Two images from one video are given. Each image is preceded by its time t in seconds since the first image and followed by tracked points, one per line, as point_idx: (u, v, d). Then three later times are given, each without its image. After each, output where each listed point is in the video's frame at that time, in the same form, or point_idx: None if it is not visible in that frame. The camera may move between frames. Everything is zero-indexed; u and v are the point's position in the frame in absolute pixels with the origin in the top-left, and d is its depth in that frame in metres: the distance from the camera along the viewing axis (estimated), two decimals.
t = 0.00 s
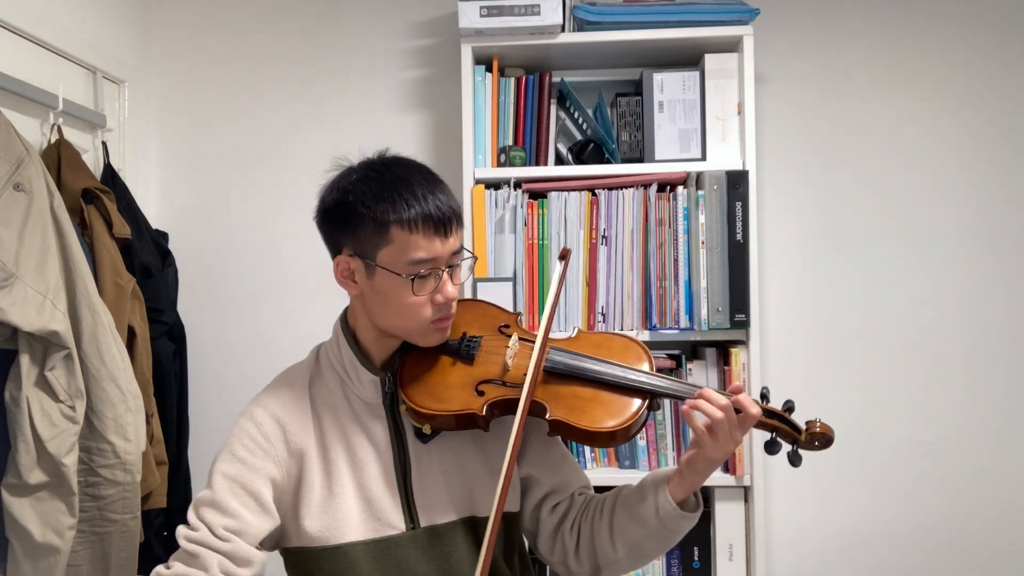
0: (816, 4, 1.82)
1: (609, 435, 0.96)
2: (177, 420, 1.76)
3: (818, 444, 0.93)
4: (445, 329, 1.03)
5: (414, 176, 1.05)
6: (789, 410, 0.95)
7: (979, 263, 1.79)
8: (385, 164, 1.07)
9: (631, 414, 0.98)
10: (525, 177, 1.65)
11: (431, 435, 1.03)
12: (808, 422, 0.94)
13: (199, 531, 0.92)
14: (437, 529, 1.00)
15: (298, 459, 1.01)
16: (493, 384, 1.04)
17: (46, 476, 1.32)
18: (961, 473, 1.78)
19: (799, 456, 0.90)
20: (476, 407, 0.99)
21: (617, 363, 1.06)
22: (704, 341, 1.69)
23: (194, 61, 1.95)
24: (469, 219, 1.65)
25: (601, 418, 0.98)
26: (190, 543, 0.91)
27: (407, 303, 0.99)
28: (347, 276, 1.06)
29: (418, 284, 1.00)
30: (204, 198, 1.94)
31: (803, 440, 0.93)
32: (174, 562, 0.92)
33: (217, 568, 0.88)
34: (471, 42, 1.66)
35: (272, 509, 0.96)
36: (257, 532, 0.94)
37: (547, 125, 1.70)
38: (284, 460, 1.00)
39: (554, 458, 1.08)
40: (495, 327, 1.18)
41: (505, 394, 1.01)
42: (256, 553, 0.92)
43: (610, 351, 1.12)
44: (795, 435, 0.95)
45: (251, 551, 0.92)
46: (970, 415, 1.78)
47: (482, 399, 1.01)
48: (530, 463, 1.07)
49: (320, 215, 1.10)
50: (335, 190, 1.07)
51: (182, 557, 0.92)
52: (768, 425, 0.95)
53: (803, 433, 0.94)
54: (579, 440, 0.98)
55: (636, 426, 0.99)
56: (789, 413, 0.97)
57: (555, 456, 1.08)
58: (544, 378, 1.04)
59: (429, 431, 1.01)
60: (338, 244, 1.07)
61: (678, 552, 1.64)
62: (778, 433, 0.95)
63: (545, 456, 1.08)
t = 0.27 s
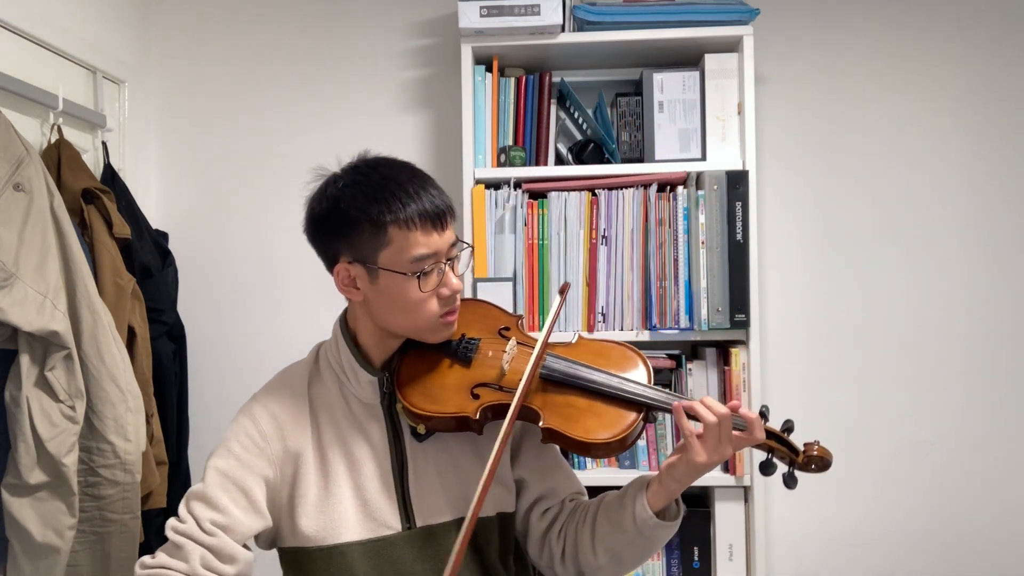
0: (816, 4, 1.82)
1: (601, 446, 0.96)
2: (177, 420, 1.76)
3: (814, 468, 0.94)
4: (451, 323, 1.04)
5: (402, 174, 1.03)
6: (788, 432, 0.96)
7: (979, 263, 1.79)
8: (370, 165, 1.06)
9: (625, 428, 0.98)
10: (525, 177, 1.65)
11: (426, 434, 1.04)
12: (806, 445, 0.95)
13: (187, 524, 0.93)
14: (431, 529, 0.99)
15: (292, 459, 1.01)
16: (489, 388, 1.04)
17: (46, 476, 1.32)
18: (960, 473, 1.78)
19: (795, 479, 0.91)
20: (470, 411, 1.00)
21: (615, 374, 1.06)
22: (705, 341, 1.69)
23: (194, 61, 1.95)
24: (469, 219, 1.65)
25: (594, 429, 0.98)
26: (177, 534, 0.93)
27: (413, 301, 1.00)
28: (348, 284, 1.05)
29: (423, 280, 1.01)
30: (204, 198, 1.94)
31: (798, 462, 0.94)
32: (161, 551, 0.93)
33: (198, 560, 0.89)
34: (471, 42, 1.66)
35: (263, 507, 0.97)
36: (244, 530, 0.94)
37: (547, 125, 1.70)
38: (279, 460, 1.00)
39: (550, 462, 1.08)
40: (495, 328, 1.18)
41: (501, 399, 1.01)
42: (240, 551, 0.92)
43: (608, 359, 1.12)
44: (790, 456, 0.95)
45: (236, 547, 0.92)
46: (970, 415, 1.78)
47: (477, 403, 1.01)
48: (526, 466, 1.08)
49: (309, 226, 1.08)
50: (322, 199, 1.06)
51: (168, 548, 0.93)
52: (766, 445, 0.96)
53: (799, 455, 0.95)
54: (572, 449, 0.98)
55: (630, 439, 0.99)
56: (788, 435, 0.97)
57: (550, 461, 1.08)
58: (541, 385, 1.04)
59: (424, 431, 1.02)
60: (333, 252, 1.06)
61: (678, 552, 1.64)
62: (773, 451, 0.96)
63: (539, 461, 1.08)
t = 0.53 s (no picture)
0: (816, 4, 1.82)
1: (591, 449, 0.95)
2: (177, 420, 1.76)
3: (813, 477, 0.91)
4: (447, 319, 1.04)
5: (388, 173, 1.04)
6: (787, 440, 0.93)
7: (979, 263, 1.79)
8: (355, 166, 1.06)
9: (616, 432, 0.96)
10: (525, 177, 1.65)
11: (420, 434, 1.03)
12: (804, 453, 0.92)
13: (171, 508, 0.94)
14: (424, 530, 1.00)
15: (284, 457, 1.00)
16: (481, 387, 1.03)
17: (46, 476, 1.32)
18: (961, 473, 1.78)
19: (792, 489, 0.88)
20: (461, 410, 0.99)
21: (608, 376, 1.04)
22: (705, 341, 1.69)
23: (194, 61, 1.95)
24: (469, 218, 1.65)
25: (585, 431, 0.97)
26: (158, 518, 0.93)
27: (405, 299, 0.99)
28: (342, 286, 1.05)
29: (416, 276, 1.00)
30: (204, 198, 1.94)
31: (796, 470, 0.92)
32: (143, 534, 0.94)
33: (174, 546, 0.90)
34: (471, 41, 1.66)
35: (248, 502, 0.97)
36: (227, 524, 0.94)
37: (547, 125, 1.70)
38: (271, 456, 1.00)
39: (545, 465, 1.08)
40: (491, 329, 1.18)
41: (492, 399, 1.01)
42: (219, 544, 0.92)
43: (604, 363, 1.11)
44: (789, 464, 0.93)
45: (214, 538, 0.92)
46: (970, 415, 1.78)
47: (469, 403, 1.00)
48: (522, 469, 1.07)
49: (300, 234, 1.09)
50: (309, 203, 1.06)
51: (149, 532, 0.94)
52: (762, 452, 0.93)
53: (798, 463, 0.92)
54: (562, 452, 0.97)
55: (621, 442, 0.97)
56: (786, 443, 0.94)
57: (545, 464, 1.07)
58: (534, 387, 1.03)
59: (417, 430, 1.01)
60: (325, 257, 1.07)
61: (678, 552, 1.64)
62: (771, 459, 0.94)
63: (534, 464, 1.07)
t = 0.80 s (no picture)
0: (816, 4, 1.82)
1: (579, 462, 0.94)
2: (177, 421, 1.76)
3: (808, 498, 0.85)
4: (440, 323, 1.04)
5: (377, 176, 1.04)
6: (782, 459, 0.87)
7: (980, 263, 1.79)
8: (343, 170, 1.06)
9: (602, 444, 0.95)
10: (525, 177, 1.65)
11: (413, 438, 1.03)
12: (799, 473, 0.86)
13: (162, 510, 0.95)
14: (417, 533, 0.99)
15: (277, 458, 1.01)
16: (471, 395, 1.04)
17: (46, 476, 1.32)
18: (961, 473, 1.78)
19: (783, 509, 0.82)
20: (450, 417, 0.99)
21: (597, 387, 1.03)
22: (705, 341, 1.70)
23: (194, 61, 1.95)
24: (469, 219, 1.65)
25: (572, 444, 0.96)
26: (149, 519, 0.94)
27: (395, 304, 0.99)
28: (332, 291, 1.05)
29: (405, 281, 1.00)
30: (204, 198, 1.94)
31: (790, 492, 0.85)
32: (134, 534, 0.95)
33: (165, 549, 0.91)
34: (471, 41, 1.66)
35: (240, 504, 0.98)
36: (218, 526, 0.95)
37: (547, 125, 1.70)
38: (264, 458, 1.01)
39: (538, 471, 1.07)
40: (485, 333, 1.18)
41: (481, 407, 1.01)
42: (210, 546, 0.94)
43: (596, 371, 1.09)
44: (782, 484, 0.87)
45: (205, 541, 0.94)
46: (970, 415, 1.78)
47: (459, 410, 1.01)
48: (515, 475, 1.07)
49: (290, 241, 1.09)
50: (298, 209, 1.06)
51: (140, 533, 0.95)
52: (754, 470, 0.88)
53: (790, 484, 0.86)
54: (549, 463, 0.97)
55: (608, 456, 0.96)
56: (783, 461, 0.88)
57: (536, 471, 1.07)
58: (523, 395, 1.03)
59: (408, 435, 1.00)
60: (315, 262, 1.07)
61: (678, 552, 1.64)
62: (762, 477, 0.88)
63: (525, 471, 1.07)
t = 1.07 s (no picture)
0: (816, 4, 1.82)
1: (558, 484, 0.92)
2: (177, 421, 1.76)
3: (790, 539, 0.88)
4: (429, 329, 1.03)
5: (368, 180, 1.04)
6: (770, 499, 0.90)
7: (979, 263, 1.79)
8: (336, 172, 1.06)
9: (583, 466, 0.92)
10: (525, 177, 1.65)
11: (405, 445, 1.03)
12: (785, 513, 0.89)
13: (156, 515, 0.95)
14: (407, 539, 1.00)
15: (268, 460, 1.01)
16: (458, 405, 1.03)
17: (46, 476, 1.32)
18: (960, 473, 1.78)
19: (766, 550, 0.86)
20: (433, 429, 0.99)
21: (584, 406, 0.99)
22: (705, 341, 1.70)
23: (194, 61, 1.95)
24: (469, 219, 1.65)
25: (552, 465, 0.93)
26: (144, 524, 0.95)
27: (382, 311, 0.99)
28: (322, 295, 1.06)
29: (393, 287, 0.99)
30: (204, 198, 1.94)
31: (776, 531, 0.89)
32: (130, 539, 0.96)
33: (157, 554, 0.91)
34: (471, 41, 1.66)
35: (233, 507, 0.98)
36: (211, 528, 0.95)
37: (547, 125, 1.70)
38: (256, 460, 1.01)
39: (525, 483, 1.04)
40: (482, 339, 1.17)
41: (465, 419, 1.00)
42: (204, 549, 0.94)
43: (586, 389, 1.06)
44: (769, 523, 0.90)
45: (199, 545, 0.94)
46: (970, 415, 1.78)
47: (443, 421, 1.00)
48: (503, 486, 1.05)
49: (282, 242, 1.10)
50: (290, 210, 1.07)
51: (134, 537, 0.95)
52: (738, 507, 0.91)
53: (778, 522, 0.89)
54: (529, 482, 0.95)
55: (589, 480, 0.93)
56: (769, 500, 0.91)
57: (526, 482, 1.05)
58: (509, 410, 1.01)
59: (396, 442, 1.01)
60: (306, 265, 1.07)
61: (678, 552, 1.64)
62: (747, 514, 0.91)
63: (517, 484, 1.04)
